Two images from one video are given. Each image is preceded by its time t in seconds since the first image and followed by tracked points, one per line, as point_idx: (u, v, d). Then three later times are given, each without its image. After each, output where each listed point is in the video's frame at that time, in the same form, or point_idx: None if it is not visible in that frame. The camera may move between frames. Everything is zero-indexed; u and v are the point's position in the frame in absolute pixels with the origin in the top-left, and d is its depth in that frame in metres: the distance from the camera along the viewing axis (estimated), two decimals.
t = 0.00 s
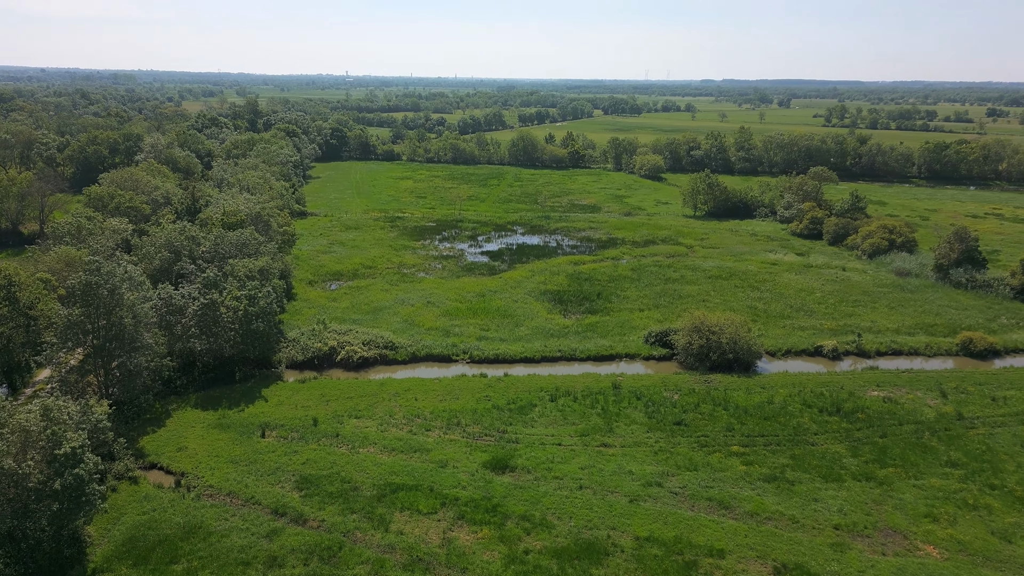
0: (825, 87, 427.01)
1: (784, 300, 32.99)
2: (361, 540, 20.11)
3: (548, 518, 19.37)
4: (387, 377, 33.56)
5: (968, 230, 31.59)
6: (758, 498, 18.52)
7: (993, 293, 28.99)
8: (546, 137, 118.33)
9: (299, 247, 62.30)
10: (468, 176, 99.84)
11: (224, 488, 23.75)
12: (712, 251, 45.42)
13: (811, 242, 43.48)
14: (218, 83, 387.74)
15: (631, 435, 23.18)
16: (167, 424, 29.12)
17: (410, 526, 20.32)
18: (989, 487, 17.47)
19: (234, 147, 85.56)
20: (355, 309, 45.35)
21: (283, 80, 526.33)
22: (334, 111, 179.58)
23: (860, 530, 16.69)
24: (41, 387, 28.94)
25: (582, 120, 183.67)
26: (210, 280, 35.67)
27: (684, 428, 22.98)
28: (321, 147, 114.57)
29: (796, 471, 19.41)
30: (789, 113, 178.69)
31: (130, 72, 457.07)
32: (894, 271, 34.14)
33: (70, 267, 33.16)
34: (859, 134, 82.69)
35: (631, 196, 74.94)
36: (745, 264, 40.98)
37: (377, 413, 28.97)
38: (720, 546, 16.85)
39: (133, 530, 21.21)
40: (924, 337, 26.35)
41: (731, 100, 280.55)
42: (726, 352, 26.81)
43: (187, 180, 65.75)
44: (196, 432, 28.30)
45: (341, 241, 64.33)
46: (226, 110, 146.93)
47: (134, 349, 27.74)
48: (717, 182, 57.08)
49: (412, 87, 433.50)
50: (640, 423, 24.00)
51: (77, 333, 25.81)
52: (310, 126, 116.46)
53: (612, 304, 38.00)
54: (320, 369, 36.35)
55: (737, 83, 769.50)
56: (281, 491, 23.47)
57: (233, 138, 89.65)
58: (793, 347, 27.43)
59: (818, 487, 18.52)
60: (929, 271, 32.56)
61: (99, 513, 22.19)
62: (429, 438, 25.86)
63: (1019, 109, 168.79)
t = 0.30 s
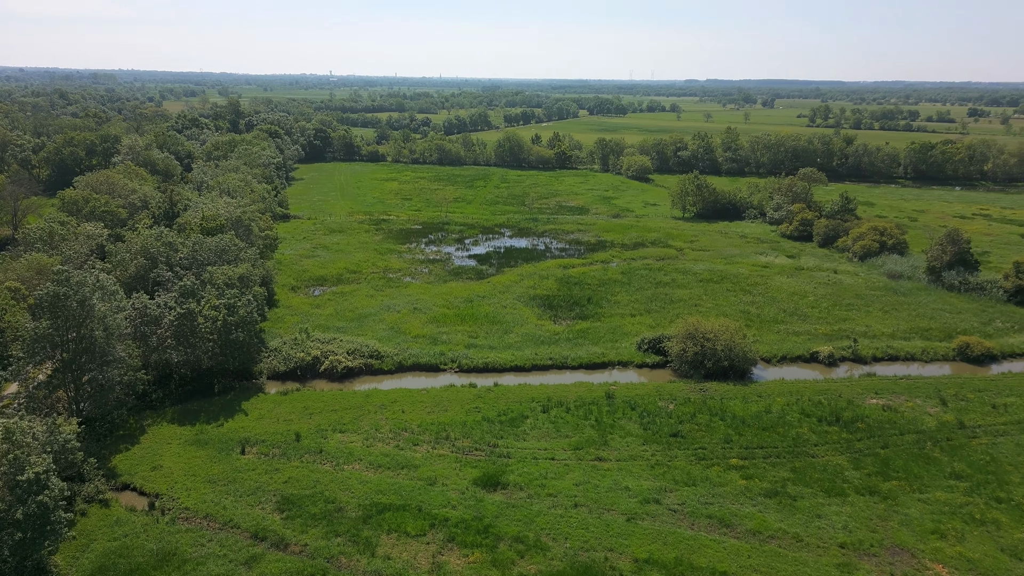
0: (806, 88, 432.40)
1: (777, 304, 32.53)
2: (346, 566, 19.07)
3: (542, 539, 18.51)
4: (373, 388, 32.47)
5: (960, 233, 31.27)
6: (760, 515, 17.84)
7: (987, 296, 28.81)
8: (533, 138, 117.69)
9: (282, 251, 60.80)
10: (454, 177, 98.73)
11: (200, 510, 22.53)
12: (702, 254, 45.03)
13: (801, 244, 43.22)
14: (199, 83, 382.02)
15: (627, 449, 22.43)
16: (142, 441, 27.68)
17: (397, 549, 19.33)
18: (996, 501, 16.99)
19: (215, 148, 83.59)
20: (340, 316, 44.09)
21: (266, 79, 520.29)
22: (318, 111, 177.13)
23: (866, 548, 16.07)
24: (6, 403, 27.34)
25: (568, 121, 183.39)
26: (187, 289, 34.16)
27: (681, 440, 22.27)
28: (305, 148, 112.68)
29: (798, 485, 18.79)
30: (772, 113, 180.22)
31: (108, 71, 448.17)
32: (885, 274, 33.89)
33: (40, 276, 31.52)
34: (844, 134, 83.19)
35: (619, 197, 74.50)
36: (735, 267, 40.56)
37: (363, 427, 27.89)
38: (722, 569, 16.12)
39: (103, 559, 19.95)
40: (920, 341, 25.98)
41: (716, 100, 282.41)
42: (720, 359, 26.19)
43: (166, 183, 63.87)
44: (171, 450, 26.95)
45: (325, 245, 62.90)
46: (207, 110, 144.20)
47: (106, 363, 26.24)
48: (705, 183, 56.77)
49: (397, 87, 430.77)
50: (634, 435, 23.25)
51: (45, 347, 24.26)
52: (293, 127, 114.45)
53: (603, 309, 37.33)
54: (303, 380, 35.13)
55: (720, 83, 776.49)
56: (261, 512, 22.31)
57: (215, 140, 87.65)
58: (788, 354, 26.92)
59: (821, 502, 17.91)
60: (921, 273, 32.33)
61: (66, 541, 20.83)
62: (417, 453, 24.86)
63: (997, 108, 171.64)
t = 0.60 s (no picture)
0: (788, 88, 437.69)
1: (770, 309, 32.05)
2: None
3: (537, 562, 17.64)
4: (359, 399, 31.36)
5: (954, 235, 31.15)
6: (763, 534, 17.15)
7: (981, 299, 28.58)
8: (520, 138, 116.88)
9: (264, 256, 59.26)
10: (440, 178, 97.49)
11: (175, 536, 21.29)
12: (693, 257, 44.58)
13: (792, 247, 42.95)
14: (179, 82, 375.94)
15: (623, 463, 21.65)
16: (115, 459, 26.26)
17: None
18: (1004, 515, 16.49)
19: (196, 149, 81.52)
20: (324, 324, 42.84)
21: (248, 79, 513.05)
22: (301, 111, 174.63)
23: (875, 568, 15.44)
24: None
25: (554, 121, 182.99)
26: (164, 297, 32.63)
27: (679, 452, 21.55)
28: (289, 150, 110.67)
29: (801, 501, 18.14)
30: (757, 113, 181.60)
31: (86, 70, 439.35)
32: (878, 277, 33.59)
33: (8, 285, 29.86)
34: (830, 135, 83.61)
35: (607, 198, 74.00)
36: (726, 270, 40.10)
37: (347, 442, 26.80)
38: None
39: None
40: (917, 347, 25.61)
41: (701, 99, 283.87)
42: (716, 367, 25.54)
43: (144, 186, 61.99)
44: (146, 468, 25.58)
45: (309, 249, 61.46)
46: (188, 110, 141.36)
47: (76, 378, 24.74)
48: (694, 184, 56.41)
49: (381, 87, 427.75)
50: (630, 447, 22.48)
51: (10, 363, 22.71)
52: (276, 127, 112.34)
53: (594, 314, 36.60)
54: (286, 392, 33.87)
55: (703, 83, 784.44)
56: (240, 536, 21.14)
57: (196, 141, 85.59)
58: (784, 360, 26.37)
59: (825, 519, 17.27)
60: (913, 276, 32.08)
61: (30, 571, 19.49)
62: (405, 469, 23.84)
63: (977, 108, 174.55)
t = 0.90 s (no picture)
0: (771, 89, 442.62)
1: (765, 313, 31.56)
2: None
3: None
4: (344, 412, 30.24)
5: (947, 237, 31.11)
6: (768, 554, 16.45)
7: (976, 302, 28.38)
8: (507, 139, 115.93)
9: (246, 260, 57.65)
10: (427, 180, 96.22)
11: (148, 564, 20.05)
12: (684, 260, 44.12)
13: (783, 249, 42.64)
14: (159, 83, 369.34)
15: (619, 478, 20.88)
16: (86, 480, 24.88)
17: None
18: (1013, 531, 15.99)
19: (176, 150, 79.44)
20: (307, 332, 41.54)
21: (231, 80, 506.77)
22: (285, 112, 172.03)
23: None
24: None
25: (541, 121, 182.41)
26: (139, 308, 31.24)
27: (677, 466, 20.83)
28: (272, 151, 108.56)
29: (805, 517, 17.50)
30: (742, 113, 182.77)
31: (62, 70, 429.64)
32: (872, 280, 33.30)
33: None
34: (816, 135, 83.94)
35: (595, 200, 73.41)
36: (718, 273, 39.63)
37: (332, 458, 25.68)
38: None
39: None
40: (914, 352, 25.22)
41: (686, 100, 285.59)
42: (713, 375, 24.91)
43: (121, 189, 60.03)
44: (119, 489, 24.22)
45: (293, 253, 59.97)
46: (168, 111, 138.32)
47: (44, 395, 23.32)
48: (683, 186, 56.00)
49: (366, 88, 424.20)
50: (627, 461, 21.71)
51: None
52: (259, 129, 110.18)
53: (586, 320, 35.87)
54: (268, 405, 32.60)
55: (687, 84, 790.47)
56: (218, 563, 19.97)
57: (176, 142, 83.46)
58: (780, 367, 25.84)
59: (831, 537, 16.62)
60: (907, 279, 31.83)
61: None
62: (392, 487, 22.83)
63: (960, 108, 176.13)
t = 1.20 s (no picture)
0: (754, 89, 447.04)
1: (759, 318, 31.07)
2: None
3: None
4: (329, 425, 29.11)
5: (940, 239, 30.87)
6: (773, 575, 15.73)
7: (971, 305, 28.14)
8: (494, 140, 114.99)
9: (228, 265, 56.07)
10: (413, 181, 94.88)
11: None
12: (675, 262, 43.67)
13: (774, 252, 42.28)
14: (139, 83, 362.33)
15: (616, 494, 20.09)
16: (54, 502, 23.49)
17: None
18: None
19: (156, 152, 77.36)
20: (291, 340, 40.25)
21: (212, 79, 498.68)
22: (269, 112, 169.24)
23: None
24: None
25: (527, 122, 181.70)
26: (113, 318, 29.81)
27: (676, 481, 20.10)
28: (255, 152, 106.42)
29: (810, 535, 16.83)
30: (727, 113, 183.89)
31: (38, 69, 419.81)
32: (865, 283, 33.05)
33: None
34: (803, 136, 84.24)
35: (584, 201, 72.82)
36: (710, 277, 39.13)
37: (316, 475, 24.57)
38: None
39: None
40: (912, 357, 24.83)
41: (672, 100, 287.38)
42: (710, 384, 24.25)
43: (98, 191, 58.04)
44: (89, 513, 22.87)
45: (276, 257, 58.45)
46: (148, 111, 135.26)
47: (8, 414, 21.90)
48: (673, 187, 55.58)
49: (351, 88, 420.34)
50: (623, 476, 20.93)
51: None
52: (242, 129, 108.00)
53: (577, 325, 35.14)
54: (249, 418, 31.30)
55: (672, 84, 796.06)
56: None
57: (156, 143, 81.31)
58: (777, 375, 25.26)
59: (838, 556, 15.95)
60: (901, 282, 31.57)
61: None
62: (379, 506, 21.82)
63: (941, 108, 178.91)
